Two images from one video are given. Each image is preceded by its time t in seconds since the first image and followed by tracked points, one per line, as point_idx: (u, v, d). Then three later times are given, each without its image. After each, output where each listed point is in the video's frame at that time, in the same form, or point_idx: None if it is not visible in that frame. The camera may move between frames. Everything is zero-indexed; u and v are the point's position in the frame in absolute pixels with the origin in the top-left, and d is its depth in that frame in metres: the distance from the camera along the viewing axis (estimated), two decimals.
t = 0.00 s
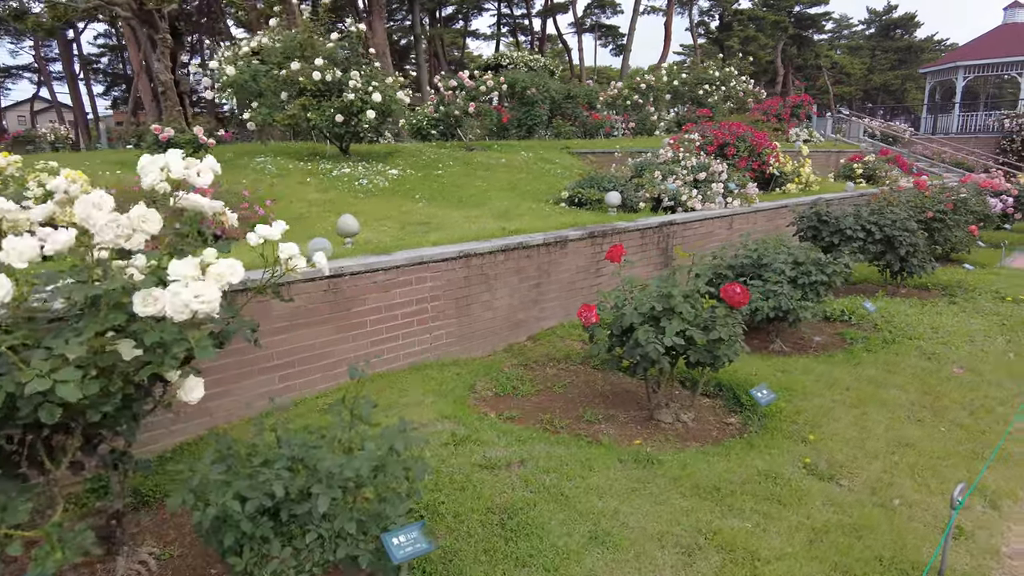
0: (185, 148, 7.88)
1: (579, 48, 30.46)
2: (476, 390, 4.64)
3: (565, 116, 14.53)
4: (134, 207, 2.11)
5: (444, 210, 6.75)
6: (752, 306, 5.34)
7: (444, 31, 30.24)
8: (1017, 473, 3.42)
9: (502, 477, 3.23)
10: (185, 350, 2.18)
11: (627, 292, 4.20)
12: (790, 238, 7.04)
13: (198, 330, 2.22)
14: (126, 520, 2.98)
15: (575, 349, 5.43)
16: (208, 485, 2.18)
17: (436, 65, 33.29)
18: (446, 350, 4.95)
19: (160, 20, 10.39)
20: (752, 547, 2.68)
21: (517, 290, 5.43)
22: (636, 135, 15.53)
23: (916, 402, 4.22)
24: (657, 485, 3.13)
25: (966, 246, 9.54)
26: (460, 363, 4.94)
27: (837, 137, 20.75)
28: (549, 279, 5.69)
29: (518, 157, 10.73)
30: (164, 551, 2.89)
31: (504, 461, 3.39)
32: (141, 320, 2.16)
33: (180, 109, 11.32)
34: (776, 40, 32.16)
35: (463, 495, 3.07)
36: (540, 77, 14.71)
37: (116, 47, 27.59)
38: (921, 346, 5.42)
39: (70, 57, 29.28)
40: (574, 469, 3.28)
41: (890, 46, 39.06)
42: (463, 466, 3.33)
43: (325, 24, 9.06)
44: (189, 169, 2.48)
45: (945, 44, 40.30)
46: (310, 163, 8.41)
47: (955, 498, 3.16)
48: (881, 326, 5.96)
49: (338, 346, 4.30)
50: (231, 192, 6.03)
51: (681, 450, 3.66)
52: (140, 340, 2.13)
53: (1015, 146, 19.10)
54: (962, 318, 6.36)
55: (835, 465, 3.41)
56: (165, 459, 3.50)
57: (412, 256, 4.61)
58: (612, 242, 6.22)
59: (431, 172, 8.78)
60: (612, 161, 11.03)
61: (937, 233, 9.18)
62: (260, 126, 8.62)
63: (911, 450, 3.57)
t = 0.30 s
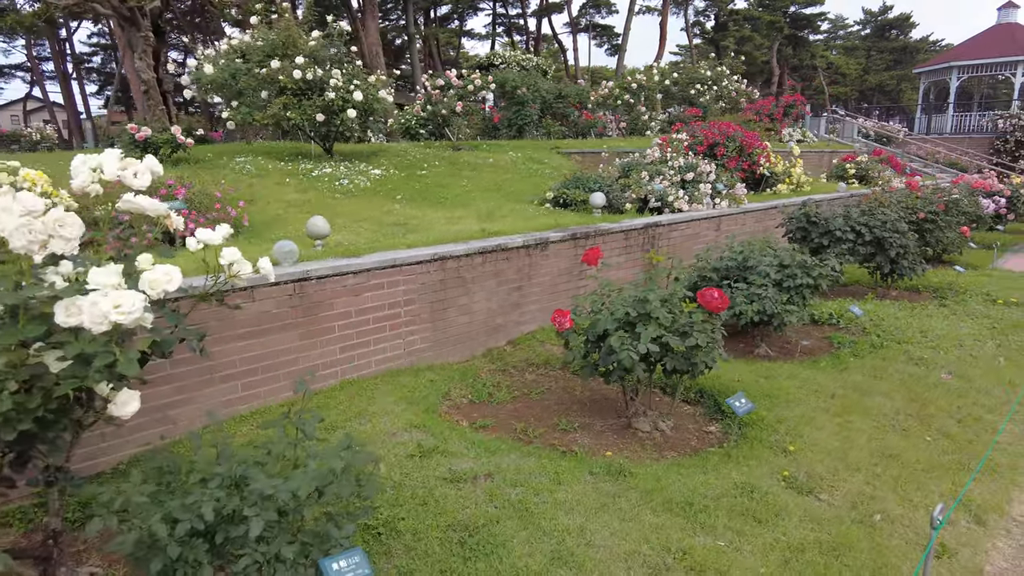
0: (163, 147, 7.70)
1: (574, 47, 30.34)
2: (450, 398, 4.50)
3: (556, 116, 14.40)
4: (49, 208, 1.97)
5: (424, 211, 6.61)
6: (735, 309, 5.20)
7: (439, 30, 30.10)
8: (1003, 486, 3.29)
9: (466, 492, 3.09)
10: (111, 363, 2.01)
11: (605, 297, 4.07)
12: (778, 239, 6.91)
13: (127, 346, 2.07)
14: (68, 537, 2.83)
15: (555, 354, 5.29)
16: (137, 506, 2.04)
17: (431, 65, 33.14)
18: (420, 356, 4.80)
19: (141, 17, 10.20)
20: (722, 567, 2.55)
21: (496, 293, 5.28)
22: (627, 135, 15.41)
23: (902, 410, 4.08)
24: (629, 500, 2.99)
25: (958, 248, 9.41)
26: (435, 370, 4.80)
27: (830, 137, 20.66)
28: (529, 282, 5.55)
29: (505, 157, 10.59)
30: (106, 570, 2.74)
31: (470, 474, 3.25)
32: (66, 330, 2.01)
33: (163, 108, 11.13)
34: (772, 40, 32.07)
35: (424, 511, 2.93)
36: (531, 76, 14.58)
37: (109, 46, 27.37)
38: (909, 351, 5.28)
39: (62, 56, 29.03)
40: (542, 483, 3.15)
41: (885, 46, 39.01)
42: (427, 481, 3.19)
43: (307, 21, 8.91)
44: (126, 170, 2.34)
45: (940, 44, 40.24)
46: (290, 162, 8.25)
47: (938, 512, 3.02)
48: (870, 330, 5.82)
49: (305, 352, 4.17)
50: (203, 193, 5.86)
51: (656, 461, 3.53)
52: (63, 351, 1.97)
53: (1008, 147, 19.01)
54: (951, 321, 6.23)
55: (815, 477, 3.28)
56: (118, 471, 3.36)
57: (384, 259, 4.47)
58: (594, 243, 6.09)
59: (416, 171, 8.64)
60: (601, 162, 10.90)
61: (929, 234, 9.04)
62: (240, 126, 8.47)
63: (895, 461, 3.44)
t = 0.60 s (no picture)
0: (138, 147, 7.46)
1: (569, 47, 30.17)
2: (420, 408, 4.32)
3: (546, 115, 14.24)
4: None
5: (403, 212, 6.43)
6: (718, 314, 5.04)
7: (432, 29, 29.89)
8: (993, 503, 3.13)
9: (425, 513, 2.92)
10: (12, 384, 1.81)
11: (580, 303, 3.90)
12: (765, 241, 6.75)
13: (32, 364, 1.87)
14: None
15: (534, 360, 5.11)
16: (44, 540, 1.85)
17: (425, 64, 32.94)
18: (391, 364, 4.64)
19: (120, 14, 9.96)
20: None
21: (472, 298, 5.10)
22: (618, 135, 15.27)
23: (888, 421, 3.92)
24: (597, 521, 2.83)
25: (950, 250, 9.27)
26: (407, 378, 4.63)
27: (823, 137, 20.55)
28: (507, 286, 5.37)
29: (492, 157, 10.41)
30: None
31: (430, 493, 3.09)
32: None
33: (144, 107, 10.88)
34: (766, 40, 31.95)
35: (378, 535, 2.77)
36: (520, 75, 14.40)
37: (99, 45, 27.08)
38: (898, 357, 5.12)
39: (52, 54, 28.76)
40: (507, 502, 2.97)
41: (879, 47, 38.93)
42: (385, 502, 3.02)
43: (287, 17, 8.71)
44: (46, 172, 2.16)
45: (934, 44, 40.18)
46: (269, 162, 8.06)
47: (925, 534, 2.86)
48: (858, 335, 5.66)
49: (267, 362, 4.01)
50: (171, 194, 5.61)
51: (630, 477, 3.36)
52: None
53: (1002, 147, 18.92)
54: (942, 326, 6.08)
55: (796, 495, 3.11)
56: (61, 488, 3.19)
57: (351, 263, 4.31)
58: (576, 246, 5.92)
59: (398, 171, 8.45)
60: (589, 162, 10.74)
61: (920, 236, 8.90)
62: (218, 125, 8.28)
63: (880, 477, 3.27)
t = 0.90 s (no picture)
0: (111, 149, 7.27)
1: (561, 46, 30.02)
2: (390, 421, 4.17)
3: (534, 115, 14.11)
4: None
5: (380, 216, 6.27)
6: (701, 321, 4.89)
7: (422, 28, 29.66)
8: (981, 523, 2.98)
9: (383, 538, 2.77)
10: None
11: (554, 312, 3.75)
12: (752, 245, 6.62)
13: None
14: None
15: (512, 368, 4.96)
16: None
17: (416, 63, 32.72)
18: (360, 374, 4.50)
19: (96, 11, 9.73)
20: None
21: (448, 304, 4.94)
22: (606, 135, 15.16)
23: (873, 434, 3.78)
24: (563, 547, 2.69)
25: (940, 252, 9.16)
26: (379, 389, 4.48)
27: (814, 137, 20.48)
28: (485, 292, 5.21)
29: (478, 157, 10.24)
30: None
31: (391, 516, 2.94)
32: None
33: (123, 106, 10.62)
34: (759, 39, 31.89)
35: (332, 562, 2.62)
36: (509, 74, 14.24)
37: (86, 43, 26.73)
38: (885, 365, 4.98)
39: (38, 52, 28.40)
40: (470, 525, 2.83)
41: (871, 47, 38.91)
42: (342, 525, 2.87)
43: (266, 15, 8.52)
44: None
45: (926, 44, 40.22)
46: (246, 164, 7.87)
47: (908, 558, 2.72)
48: (845, 341, 5.53)
49: (228, 374, 3.87)
50: (137, 197, 5.40)
51: (603, 495, 3.22)
52: None
53: (992, 147, 18.88)
54: (930, 331, 5.95)
55: (774, 515, 2.97)
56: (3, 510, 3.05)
57: (317, 271, 4.16)
58: (557, 250, 5.76)
59: (379, 172, 8.28)
60: (576, 163, 10.61)
61: (910, 238, 8.79)
62: (195, 126, 8.08)
63: (863, 495, 3.13)
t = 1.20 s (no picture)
0: (82, 148, 7.09)
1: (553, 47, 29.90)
2: (358, 430, 4.02)
3: (522, 114, 14.01)
4: None
5: (356, 216, 6.11)
6: (683, 324, 4.77)
7: (413, 28, 29.48)
8: (966, 536, 2.85)
9: (338, 556, 2.63)
10: None
11: (527, 315, 3.61)
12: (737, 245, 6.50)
13: None
14: None
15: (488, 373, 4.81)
16: None
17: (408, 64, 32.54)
18: (329, 381, 4.36)
19: (72, 7, 9.51)
20: None
21: (421, 308, 4.79)
22: (594, 134, 15.06)
23: (857, 442, 3.64)
24: (526, 565, 2.55)
25: (929, 253, 9.07)
26: (348, 396, 4.33)
27: (804, 137, 20.44)
28: (461, 294, 5.05)
29: (463, 157, 10.09)
30: None
31: (347, 532, 2.80)
32: None
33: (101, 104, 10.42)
34: (750, 40, 31.85)
35: None
36: (496, 73, 14.11)
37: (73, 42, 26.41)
38: (872, 368, 4.85)
39: (25, 51, 28.08)
40: (431, 543, 2.69)
41: (863, 48, 38.96)
42: (295, 544, 2.72)
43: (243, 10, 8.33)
44: None
45: (917, 45, 40.27)
46: (223, 163, 7.70)
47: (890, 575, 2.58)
48: (832, 344, 5.40)
49: (187, 381, 3.72)
50: (102, 197, 5.22)
51: (573, 508, 3.09)
52: None
53: (981, 148, 18.90)
54: (918, 333, 5.83)
55: (751, 528, 2.83)
56: None
57: (281, 274, 4.02)
58: (536, 251, 5.62)
59: (360, 172, 8.12)
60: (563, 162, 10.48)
61: (899, 238, 8.69)
62: (170, 125, 7.90)
63: (844, 507, 3.00)
